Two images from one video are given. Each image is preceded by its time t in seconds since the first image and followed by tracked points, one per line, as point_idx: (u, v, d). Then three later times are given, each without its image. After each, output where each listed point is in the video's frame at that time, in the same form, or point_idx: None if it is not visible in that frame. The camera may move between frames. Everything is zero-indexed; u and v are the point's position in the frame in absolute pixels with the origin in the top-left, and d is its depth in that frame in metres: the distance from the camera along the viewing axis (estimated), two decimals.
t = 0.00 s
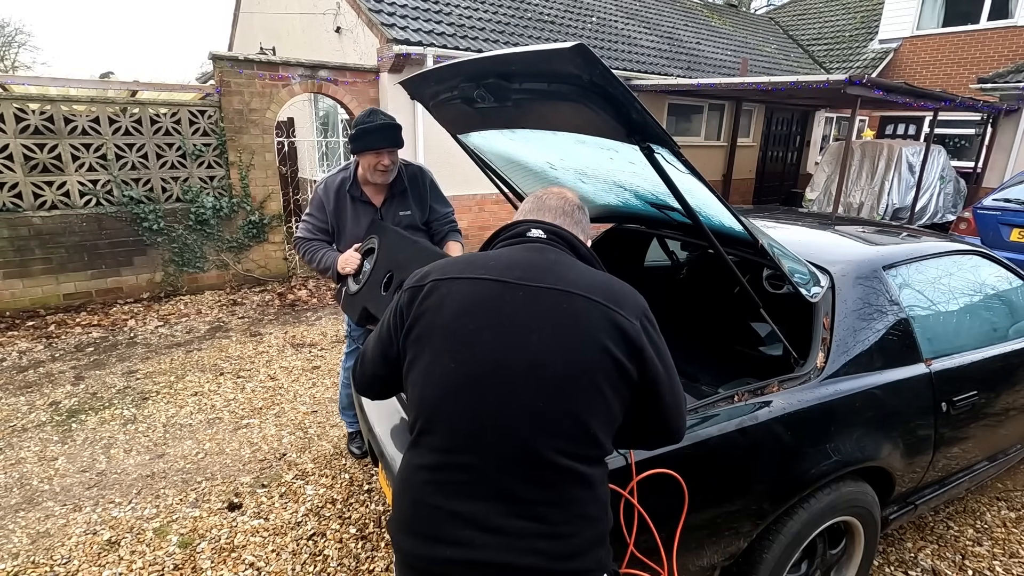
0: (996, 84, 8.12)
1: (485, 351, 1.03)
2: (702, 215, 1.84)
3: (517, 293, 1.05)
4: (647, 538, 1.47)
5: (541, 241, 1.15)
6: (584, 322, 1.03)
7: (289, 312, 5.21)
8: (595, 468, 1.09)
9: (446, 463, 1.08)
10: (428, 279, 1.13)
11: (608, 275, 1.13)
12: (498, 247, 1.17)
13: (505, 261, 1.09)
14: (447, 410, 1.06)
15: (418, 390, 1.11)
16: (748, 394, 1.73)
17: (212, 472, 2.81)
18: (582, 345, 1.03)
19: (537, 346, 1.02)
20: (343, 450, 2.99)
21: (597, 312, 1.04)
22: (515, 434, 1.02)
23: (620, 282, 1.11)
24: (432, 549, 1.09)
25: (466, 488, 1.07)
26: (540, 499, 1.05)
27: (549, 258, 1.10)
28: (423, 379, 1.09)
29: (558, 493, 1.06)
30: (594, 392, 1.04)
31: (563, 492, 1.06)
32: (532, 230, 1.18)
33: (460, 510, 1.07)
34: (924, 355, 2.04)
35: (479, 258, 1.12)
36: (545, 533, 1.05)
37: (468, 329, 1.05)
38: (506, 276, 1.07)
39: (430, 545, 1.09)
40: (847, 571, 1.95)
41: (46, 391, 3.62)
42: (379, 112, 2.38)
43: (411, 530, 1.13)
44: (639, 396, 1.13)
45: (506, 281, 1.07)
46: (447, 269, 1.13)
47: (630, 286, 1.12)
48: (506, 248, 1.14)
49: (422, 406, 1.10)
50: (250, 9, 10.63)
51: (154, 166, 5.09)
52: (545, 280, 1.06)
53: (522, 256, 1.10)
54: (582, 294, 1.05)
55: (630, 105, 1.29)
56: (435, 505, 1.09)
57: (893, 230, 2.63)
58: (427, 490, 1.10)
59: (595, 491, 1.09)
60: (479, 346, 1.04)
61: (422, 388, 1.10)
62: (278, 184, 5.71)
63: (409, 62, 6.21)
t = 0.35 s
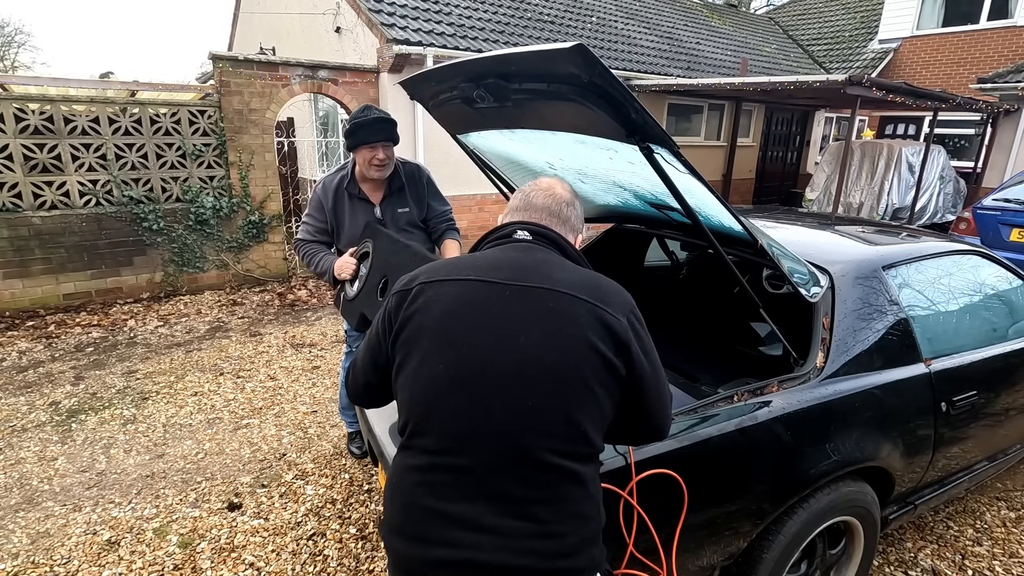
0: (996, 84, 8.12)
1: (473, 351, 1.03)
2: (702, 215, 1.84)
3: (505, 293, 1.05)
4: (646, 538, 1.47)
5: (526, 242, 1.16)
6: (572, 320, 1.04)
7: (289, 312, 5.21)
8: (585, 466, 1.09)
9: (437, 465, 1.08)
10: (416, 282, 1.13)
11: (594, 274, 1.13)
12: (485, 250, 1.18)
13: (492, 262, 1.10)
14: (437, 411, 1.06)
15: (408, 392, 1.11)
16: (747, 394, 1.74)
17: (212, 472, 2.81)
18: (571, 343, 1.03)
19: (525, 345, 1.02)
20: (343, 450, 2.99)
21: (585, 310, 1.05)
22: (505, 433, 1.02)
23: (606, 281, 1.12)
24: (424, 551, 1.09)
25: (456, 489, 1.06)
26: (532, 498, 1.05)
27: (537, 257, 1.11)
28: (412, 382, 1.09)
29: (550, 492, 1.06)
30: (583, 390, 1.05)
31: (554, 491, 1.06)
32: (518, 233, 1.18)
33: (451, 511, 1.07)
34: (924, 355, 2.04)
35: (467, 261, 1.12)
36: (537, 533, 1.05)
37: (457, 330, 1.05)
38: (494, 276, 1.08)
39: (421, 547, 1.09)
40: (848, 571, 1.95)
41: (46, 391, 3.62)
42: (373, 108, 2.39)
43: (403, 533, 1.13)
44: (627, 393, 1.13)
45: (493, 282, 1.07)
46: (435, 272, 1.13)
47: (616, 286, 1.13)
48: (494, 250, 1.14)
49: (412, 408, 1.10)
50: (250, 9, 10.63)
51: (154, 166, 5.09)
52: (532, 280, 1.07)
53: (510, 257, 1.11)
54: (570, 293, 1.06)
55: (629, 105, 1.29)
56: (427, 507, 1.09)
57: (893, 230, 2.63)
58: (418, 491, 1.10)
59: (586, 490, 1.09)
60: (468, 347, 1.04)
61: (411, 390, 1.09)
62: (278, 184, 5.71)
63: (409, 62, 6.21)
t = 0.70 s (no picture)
0: (996, 84, 8.11)
1: (473, 350, 1.03)
2: (702, 215, 1.84)
3: (506, 290, 1.05)
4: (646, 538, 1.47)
5: (524, 239, 1.15)
6: (572, 318, 1.04)
7: (289, 312, 5.21)
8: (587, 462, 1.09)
9: (438, 463, 1.08)
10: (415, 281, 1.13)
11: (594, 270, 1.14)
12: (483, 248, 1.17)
13: (492, 260, 1.10)
14: (438, 409, 1.06)
15: (407, 389, 1.10)
16: (747, 394, 1.74)
17: (212, 472, 2.81)
18: (571, 340, 1.03)
19: (526, 342, 1.02)
20: (343, 450, 2.99)
21: (585, 308, 1.05)
22: (507, 431, 1.03)
23: (606, 277, 1.12)
24: (427, 549, 1.08)
25: (457, 485, 1.06)
26: (534, 496, 1.05)
27: (536, 255, 1.11)
28: (413, 380, 1.09)
29: (552, 488, 1.06)
30: (584, 388, 1.05)
31: (556, 488, 1.06)
32: (518, 227, 1.17)
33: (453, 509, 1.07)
34: (924, 356, 2.04)
35: (465, 259, 1.12)
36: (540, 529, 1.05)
37: (456, 328, 1.05)
38: (494, 273, 1.07)
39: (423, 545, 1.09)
40: (848, 571, 1.95)
41: (46, 391, 3.62)
42: (380, 105, 2.38)
43: (405, 530, 1.13)
44: (628, 390, 1.13)
45: (493, 279, 1.07)
46: (434, 269, 1.12)
47: (615, 282, 1.13)
48: (493, 248, 1.14)
49: (412, 406, 1.10)
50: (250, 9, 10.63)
51: (154, 166, 5.09)
52: (532, 277, 1.07)
53: (509, 254, 1.11)
54: (570, 290, 1.06)
55: (629, 105, 1.29)
56: (428, 505, 1.09)
57: (893, 230, 2.63)
58: (419, 489, 1.10)
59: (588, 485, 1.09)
60: (468, 344, 1.03)
61: (411, 389, 1.09)
62: (278, 184, 5.71)
63: (409, 62, 6.21)
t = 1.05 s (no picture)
0: (996, 84, 8.10)
1: (531, 371, 0.99)
2: (702, 215, 1.83)
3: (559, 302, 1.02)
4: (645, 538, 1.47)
5: (563, 242, 1.13)
6: (629, 328, 1.03)
7: (289, 312, 5.21)
8: (647, 470, 1.10)
9: (497, 490, 1.05)
10: (450, 296, 1.06)
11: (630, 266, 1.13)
12: (516, 255, 1.12)
13: (538, 268, 1.05)
14: (495, 435, 1.02)
15: (456, 416, 1.05)
16: (748, 394, 1.73)
17: (212, 472, 2.81)
18: (631, 351, 1.03)
19: (586, 359, 1.00)
20: (342, 450, 2.99)
21: (639, 314, 1.04)
22: (570, 451, 1.01)
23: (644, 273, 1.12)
24: None
25: (520, 512, 1.04)
26: (600, 513, 1.05)
27: (579, 259, 1.08)
28: (462, 406, 1.04)
29: (617, 502, 1.06)
30: (642, 398, 1.05)
31: (622, 502, 1.06)
32: (552, 230, 1.15)
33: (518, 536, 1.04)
34: (924, 356, 2.04)
35: (504, 271, 1.06)
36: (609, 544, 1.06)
37: (509, 348, 1.00)
38: (541, 285, 1.03)
39: None
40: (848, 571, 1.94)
41: (46, 391, 3.62)
42: (383, 106, 2.38)
43: (463, 562, 1.09)
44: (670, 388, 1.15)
45: (542, 292, 1.02)
46: (470, 283, 1.06)
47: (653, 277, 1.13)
48: (530, 254, 1.09)
49: (463, 433, 1.05)
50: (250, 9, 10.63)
51: (154, 166, 5.09)
52: (581, 286, 1.03)
53: (552, 262, 1.07)
54: (622, 297, 1.04)
55: (629, 105, 1.29)
56: (490, 536, 1.05)
57: (893, 230, 2.63)
58: (478, 520, 1.06)
59: (649, 491, 1.11)
60: (524, 365, 1.00)
61: (462, 415, 1.04)
62: (278, 184, 5.71)
63: (409, 62, 6.22)
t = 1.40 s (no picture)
0: (996, 84, 8.11)
1: (563, 380, 0.99)
2: (702, 215, 1.83)
3: (580, 305, 1.02)
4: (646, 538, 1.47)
5: (567, 243, 1.13)
6: (652, 324, 1.06)
7: (289, 312, 5.21)
8: (683, 466, 1.11)
9: (539, 510, 1.03)
10: (467, 312, 1.03)
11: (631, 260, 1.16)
12: (524, 261, 1.11)
13: (552, 273, 1.05)
14: (532, 450, 1.01)
15: (485, 436, 1.03)
16: (748, 394, 1.73)
17: (212, 472, 2.81)
18: (656, 346, 1.05)
19: (616, 359, 1.02)
20: (342, 450, 2.99)
21: (658, 307, 1.07)
22: (607, 455, 1.01)
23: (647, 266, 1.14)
24: None
25: (566, 531, 1.02)
26: (645, 515, 1.05)
27: (590, 258, 1.10)
28: (494, 425, 1.02)
29: (659, 502, 1.06)
30: (671, 394, 1.07)
31: (664, 501, 1.07)
32: (554, 232, 1.15)
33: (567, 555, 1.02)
34: (924, 355, 2.04)
35: (520, 279, 1.05)
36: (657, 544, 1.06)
37: (539, 358, 1.00)
38: (561, 289, 1.03)
39: None
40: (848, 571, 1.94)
41: (46, 391, 3.63)
42: (388, 106, 2.39)
43: None
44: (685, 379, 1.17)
45: (564, 297, 1.03)
46: (486, 295, 1.04)
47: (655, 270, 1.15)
48: (541, 259, 1.09)
49: (495, 452, 1.03)
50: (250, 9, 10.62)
51: (154, 166, 5.09)
52: (599, 285, 1.05)
53: (566, 263, 1.08)
54: (641, 293, 1.07)
55: (628, 105, 1.29)
56: (538, 558, 1.03)
57: (893, 230, 2.63)
58: (524, 544, 1.04)
59: (688, 488, 1.12)
60: (557, 374, 0.99)
61: (493, 433, 1.02)
62: (278, 184, 5.71)
63: (409, 62, 6.21)
